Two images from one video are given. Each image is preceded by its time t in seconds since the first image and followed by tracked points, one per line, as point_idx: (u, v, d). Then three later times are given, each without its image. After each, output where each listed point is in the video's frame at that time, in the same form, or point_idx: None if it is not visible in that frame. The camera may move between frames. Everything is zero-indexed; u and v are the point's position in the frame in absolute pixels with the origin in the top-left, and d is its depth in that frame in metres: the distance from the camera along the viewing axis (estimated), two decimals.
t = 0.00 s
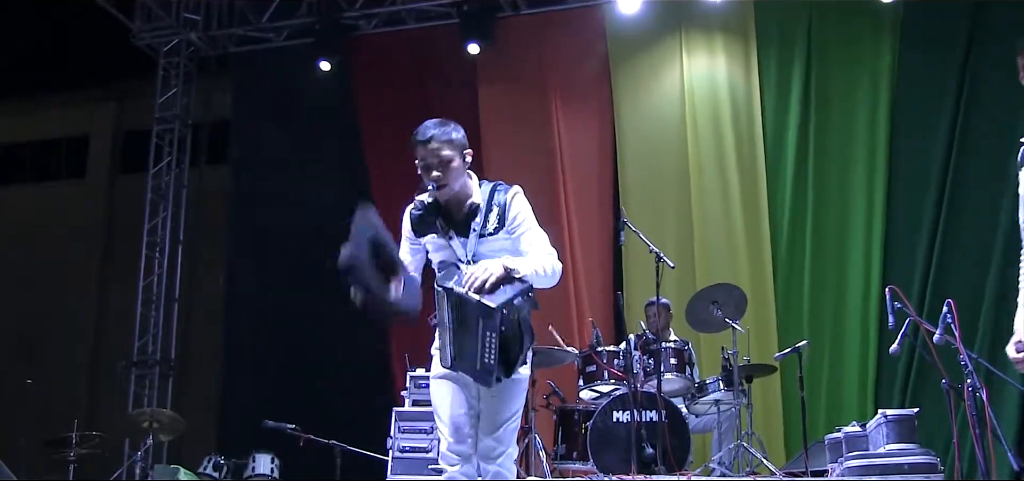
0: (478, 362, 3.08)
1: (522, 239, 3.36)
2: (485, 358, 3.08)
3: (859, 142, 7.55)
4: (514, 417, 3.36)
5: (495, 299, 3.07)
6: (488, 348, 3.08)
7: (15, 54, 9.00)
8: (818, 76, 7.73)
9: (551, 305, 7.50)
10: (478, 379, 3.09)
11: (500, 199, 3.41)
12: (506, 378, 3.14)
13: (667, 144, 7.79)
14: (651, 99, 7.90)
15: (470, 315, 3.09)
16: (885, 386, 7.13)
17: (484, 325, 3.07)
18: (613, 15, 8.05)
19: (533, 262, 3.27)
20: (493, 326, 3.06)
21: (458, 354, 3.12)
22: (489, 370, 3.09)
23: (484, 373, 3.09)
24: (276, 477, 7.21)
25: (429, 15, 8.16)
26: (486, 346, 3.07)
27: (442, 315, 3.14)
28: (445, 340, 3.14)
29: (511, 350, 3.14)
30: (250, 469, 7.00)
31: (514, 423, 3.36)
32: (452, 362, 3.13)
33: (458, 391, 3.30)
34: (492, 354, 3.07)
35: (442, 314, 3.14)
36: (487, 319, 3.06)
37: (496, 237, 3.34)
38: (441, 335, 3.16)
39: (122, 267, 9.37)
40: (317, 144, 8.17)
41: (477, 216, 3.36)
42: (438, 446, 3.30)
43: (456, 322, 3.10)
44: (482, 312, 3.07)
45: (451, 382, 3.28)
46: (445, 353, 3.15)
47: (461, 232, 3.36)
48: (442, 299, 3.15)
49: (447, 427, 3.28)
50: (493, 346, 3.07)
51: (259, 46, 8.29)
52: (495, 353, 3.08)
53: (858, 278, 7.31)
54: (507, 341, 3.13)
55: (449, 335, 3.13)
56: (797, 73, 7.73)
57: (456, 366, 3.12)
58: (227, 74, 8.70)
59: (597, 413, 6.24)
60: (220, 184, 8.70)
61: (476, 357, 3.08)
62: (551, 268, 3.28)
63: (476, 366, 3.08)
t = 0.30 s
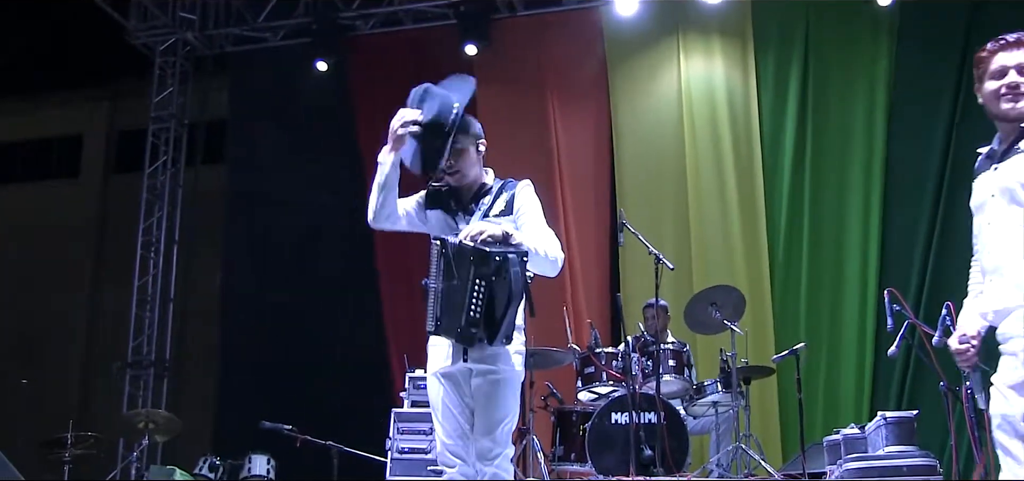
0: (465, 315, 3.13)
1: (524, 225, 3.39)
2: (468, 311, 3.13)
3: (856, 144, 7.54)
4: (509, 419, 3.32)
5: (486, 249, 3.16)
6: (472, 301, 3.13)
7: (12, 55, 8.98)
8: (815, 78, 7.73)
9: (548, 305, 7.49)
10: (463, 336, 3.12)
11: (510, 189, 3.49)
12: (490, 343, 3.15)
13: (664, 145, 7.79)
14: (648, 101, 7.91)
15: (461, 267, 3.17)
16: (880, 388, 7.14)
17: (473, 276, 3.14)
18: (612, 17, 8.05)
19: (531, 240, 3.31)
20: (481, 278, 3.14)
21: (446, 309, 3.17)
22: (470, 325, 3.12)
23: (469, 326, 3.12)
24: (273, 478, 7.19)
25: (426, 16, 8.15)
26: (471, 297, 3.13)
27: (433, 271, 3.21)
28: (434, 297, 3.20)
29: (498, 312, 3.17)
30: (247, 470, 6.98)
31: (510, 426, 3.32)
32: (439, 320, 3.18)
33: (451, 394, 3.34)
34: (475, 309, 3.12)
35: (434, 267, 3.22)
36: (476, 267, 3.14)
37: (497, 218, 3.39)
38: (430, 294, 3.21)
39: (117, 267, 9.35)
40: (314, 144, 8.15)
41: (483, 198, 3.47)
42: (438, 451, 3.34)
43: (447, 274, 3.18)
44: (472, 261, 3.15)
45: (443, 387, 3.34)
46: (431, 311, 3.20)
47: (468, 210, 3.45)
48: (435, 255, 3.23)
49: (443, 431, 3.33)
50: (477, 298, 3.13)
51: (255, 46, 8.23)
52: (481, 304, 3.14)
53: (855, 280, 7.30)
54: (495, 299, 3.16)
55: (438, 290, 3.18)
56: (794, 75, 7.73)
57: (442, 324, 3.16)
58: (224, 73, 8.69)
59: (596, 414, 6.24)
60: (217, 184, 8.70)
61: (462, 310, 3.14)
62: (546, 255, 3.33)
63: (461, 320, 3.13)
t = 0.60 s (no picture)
0: (461, 298, 3.37)
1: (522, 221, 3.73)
2: (467, 296, 3.37)
3: (849, 148, 7.55)
4: (501, 420, 3.61)
5: (494, 235, 3.41)
6: (472, 286, 3.38)
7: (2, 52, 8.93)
8: (809, 82, 7.74)
9: (541, 306, 7.49)
10: (457, 318, 3.36)
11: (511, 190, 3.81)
12: (482, 331, 3.37)
13: (657, 149, 7.80)
14: (642, 103, 7.92)
15: (464, 253, 3.40)
16: (872, 392, 7.14)
17: (475, 263, 3.38)
18: (607, 20, 8.07)
19: (530, 234, 3.64)
20: (483, 263, 3.37)
21: (443, 291, 3.40)
22: (467, 311, 3.37)
23: (464, 308, 3.36)
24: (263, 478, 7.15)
25: (420, 16, 8.22)
26: (472, 283, 3.37)
27: (437, 253, 3.44)
28: (433, 278, 3.41)
29: (495, 301, 3.40)
30: (237, 471, 6.94)
31: (501, 427, 3.60)
32: (434, 301, 3.40)
33: (446, 397, 3.62)
34: (474, 293, 3.37)
35: (436, 251, 3.44)
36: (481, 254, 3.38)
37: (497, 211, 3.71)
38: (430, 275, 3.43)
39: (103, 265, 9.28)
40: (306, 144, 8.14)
41: (484, 194, 3.82)
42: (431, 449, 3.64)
43: (448, 258, 3.39)
44: (477, 249, 3.39)
45: (435, 390, 3.62)
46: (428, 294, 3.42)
47: (469, 203, 3.79)
48: (440, 238, 3.46)
49: (436, 432, 3.62)
50: (477, 283, 3.37)
51: (248, 45, 8.28)
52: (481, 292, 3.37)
53: (847, 284, 7.30)
54: (492, 287, 3.40)
55: (437, 272, 3.41)
56: (788, 80, 7.74)
57: (438, 304, 3.37)
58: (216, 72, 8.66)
59: (590, 416, 6.23)
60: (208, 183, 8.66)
61: (460, 294, 3.37)
62: (544, 251, 3.61)
63: (457, 303, 3.37)
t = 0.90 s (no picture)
0: (442, 288, 3.47)
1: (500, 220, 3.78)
2: (448, 287, 3.48)
3: (822, 154, 7.57)
4: (476, 420, 3.64)
5: (479, 227, 3.52)
6: (453, 277, 3.49)
7: None
8: (784, 87, 7.77)
9: (514, 307, 7.48)
10: (437, 308, 3.46)
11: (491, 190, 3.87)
12: (461, 323, 3.48)
13: (632, 152, 7.82)
14: (617, 106, 7.94)
15: (447, 244, 3.51)
16: (842, 397, 7.17)
17: (457, 255, 3.49)
18: (585, 23, 8.10)
19: (511, 232, 3.71)
20: (466, 255, 3.49)
21: (423, 282, 3.49)
22: (446, 302, 3.47)
23: (445, 299, 3.47)
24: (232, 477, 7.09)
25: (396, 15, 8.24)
26: (453, 273, 3.48)
27: (418, 244, 3.54)
28: (414, 269, 3.51)
29: (473, 295, 3.51)
30: (207, 469, 6.89)
31: (476, 427, 3.63)
32: (414, 290, 3.49)
33: (421, 397, 3.65)
34: (455, 284, 3.48)
35: (417, 241, 3.54)
36: (464, 246, 3.49)
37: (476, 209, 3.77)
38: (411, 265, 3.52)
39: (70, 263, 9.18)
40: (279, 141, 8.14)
41: (465, 192, 3.87)
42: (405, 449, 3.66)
43: (430, 248, 3.49)
44: (460, 241, 3.51)
45: (411, 389, 3.65)
46: (407, 283, 3.51)
47: (449, 200, 3.84)
48: (421, 230, 3.56)
49: (410, 432, 3.64)
50: (459, 275, 3.48)
51: (222, 40, 8.20)
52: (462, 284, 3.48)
53: (818, 288, 7.31)
54: (472, 281, 3.51)
55: (419, 262, 3.50)
56: (763, 85, 7.77)
57: (417, 294, 3.46)
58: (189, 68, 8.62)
59: (564, 417, 6.23)
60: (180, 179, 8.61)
61: (439, 284, 3.48)
62: (523, 249, 3.69)
63: (438, 293, 3.47)
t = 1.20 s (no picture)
0: (433, 285, 3.53)
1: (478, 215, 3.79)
2: (438, 285, 3.54)
3: (796, 157, 7.61)
4: (458, 420, 3.63)
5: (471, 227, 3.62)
6: (443, 274, 3.55)
7: None
8: (757, 90, 7.80)
9: (489, 308, 7.46)
10: (428, 305, 3.50)
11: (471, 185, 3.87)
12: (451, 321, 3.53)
13: (606, 152, 7.83)
14: (592, 108, 7.96)
15: (435, 243, 3.59)
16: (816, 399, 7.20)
17: (448, 253, 3.57)
18: (560, 24, 8.12)
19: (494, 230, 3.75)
20: (457, 252, 3.57)
21: (412, 280, 3.54)
22: (437, 300, 3.53)
23: (436, 296, 3.52)
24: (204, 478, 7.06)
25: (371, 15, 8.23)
26: (444, 271, 3.55)
27: (407, 243, 3.60)
28: (404, 267, 3.56)
29: (463, 294, 3.57)
30: (179, 469, 6.85)
31: (458, 427, 3.62)
32: (403, 287, 3.53)
33: (402, 397, 3.64)
34: (445, 282, 3.55)
35: (405, 240, 3.61)
36: (455, 244, 3.58)
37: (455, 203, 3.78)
38: (399, 265, 3.58)
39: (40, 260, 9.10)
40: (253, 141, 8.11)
41: (444, 188, 3.88)
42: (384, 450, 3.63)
43: (420, 246, 3.57)
44: (450, 239, 3.59)
45: (393, 389, 3.63)
46: (395, 280, 3.56)
47: (427, 197, 3.86)
48: (409, 230, 3.63)
49: (391, 432, 3.62)
50: (449, 272, 3.55)
51: (196, 38, 8.18)
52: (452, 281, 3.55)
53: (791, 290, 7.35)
54: (461, 280, 3.58)
55: (410, 260, 3.56)
56: (737, 87, 7.80)
57: (406, 292, 3.52)
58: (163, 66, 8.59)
59: (539, 418, 6.22)
60: (153, 177, 8.56)
61: (428, 282, 3.53)
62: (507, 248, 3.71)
63: (428, 290, 3.52)
